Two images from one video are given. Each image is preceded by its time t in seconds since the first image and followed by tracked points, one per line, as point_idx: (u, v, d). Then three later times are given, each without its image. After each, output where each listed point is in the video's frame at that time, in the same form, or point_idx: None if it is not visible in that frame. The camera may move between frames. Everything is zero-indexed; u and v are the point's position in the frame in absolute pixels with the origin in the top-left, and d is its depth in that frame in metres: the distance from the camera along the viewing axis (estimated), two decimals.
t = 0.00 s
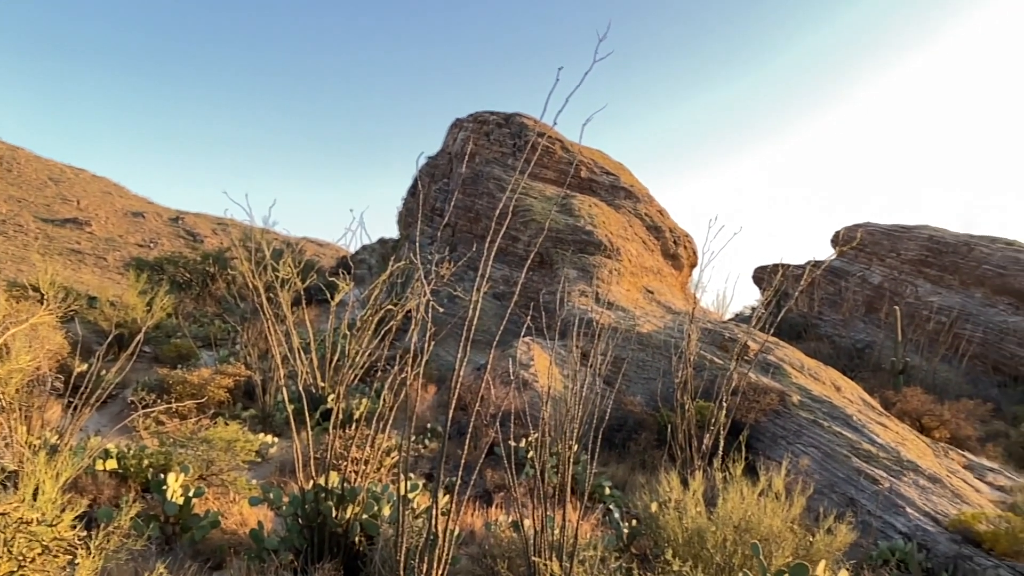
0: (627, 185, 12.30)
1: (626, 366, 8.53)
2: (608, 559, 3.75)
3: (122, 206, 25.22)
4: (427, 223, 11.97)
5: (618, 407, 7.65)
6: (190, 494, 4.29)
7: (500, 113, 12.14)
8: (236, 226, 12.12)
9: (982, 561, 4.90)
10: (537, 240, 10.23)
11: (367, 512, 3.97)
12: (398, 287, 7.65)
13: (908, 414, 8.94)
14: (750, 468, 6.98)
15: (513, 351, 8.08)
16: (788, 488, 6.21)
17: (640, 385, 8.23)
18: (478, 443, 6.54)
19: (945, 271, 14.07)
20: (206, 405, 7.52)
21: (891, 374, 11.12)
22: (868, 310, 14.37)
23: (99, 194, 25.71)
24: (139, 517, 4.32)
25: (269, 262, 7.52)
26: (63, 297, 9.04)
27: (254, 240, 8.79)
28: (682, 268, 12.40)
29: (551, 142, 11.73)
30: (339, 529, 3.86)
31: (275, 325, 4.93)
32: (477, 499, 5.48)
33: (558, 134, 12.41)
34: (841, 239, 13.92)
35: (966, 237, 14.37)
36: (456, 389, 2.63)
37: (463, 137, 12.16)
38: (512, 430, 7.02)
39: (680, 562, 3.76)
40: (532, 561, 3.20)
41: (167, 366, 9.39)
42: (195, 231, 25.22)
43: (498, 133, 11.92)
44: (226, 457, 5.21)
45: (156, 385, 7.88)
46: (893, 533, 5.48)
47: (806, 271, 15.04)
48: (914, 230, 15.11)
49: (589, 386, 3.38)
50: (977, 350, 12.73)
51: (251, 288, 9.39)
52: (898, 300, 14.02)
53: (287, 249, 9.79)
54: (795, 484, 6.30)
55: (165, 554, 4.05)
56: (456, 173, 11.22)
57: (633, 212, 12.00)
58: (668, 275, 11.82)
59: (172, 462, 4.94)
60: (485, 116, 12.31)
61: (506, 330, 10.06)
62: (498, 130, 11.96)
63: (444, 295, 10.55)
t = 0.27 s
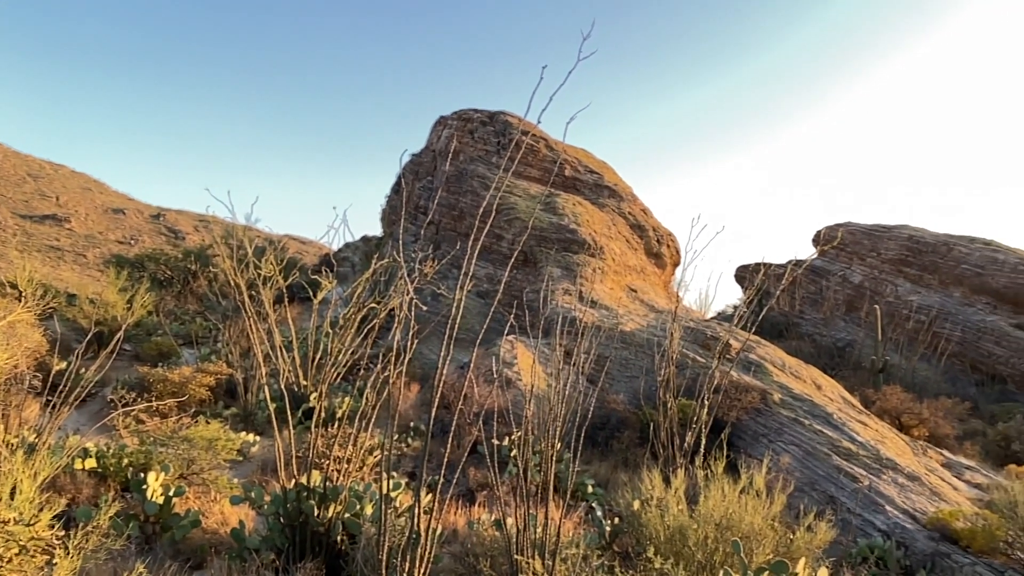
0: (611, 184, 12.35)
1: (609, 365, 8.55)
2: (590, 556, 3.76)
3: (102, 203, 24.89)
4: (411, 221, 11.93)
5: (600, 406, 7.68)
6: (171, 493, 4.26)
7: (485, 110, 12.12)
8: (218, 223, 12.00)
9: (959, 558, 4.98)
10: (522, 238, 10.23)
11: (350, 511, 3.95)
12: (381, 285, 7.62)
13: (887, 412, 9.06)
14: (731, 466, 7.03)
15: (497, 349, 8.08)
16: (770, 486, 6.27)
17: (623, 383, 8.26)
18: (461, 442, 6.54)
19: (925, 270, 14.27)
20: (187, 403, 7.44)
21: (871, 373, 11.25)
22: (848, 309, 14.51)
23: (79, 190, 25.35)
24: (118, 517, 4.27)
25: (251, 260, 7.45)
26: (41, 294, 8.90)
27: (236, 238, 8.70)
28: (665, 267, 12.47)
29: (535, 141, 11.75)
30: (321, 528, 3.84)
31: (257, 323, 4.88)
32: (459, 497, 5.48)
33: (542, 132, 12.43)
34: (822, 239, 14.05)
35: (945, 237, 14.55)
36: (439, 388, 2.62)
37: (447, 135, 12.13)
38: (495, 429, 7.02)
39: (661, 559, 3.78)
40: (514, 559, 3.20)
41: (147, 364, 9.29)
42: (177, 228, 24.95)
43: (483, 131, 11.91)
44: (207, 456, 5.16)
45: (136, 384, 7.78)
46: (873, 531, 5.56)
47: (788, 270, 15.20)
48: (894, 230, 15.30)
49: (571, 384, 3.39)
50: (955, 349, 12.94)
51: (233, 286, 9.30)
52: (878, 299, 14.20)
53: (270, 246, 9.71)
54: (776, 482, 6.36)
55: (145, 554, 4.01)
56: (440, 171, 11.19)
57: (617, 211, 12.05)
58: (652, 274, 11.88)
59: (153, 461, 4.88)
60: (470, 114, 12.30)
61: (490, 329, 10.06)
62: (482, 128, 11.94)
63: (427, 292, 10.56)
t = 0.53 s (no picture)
0: (595, 184, 12.41)
1: (592, 365, 8.58)
2: (573, 556, 3.77)
3: (83, 202, 24.57)
4: (395, 221, 11.90)
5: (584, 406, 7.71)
6: (151, 495, 4.22)
7: (470, 111, 12.13)
8: (201, 223, 11.89)
9: (938, 557, 5.05)
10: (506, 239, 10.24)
11: (332, 512, 3.92)
12: (365, 285, 7.59)
13: (869, 412, 9.15)
14: (714, 466, 7.07)
15: (481, 350, 8.08)
16: (752, 486, 6.31)
17: (607, 383, 8.29)
18: (445, 442, 6.52)
19: (905, 271, 14.45)
20: (168, 404, 7.36)
21: (853, 374, 11.36)
22: (830, 309, 14.83)
23: (59, 189, 25.00)
24: (97, 519, 4.21)
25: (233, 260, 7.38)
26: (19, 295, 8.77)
27: (218, 237, 8.62)
28: (649, 268, 12.54)
29: (520, 141, 11.78)
30: (303, 529, 3.80)
31: (239, 323, 4.82)
32: (442, 498, 5.46)
33: (527, 133, 12.48)
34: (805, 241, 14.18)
35: (926, 238, 14.73)
36: (422, 388, 2.60)
37: (432, 135, 12.12)
38: (479, 429, 7.02)
39: (643, 559, 3.80)
40: (498, 560, 3.19)
41: (128, 365, 9.18)
42: (159, 228, 24.70)
43: (467, 131, 11.91)
44: (188, 457, 5.10)
45: (117, 385, 7.69)
46: (853, 530, 5.61)
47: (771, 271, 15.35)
48: (876, 231, 15.48)
49: (554, 384, 3.38)
50: (935, 349, 13.11)
51: (215, 286, 9.22)
52: (860, 299, 14.49)
53: (252, 247, 9.64)
54: (758, 481, 6.40)
55: (125, 556, 3.96)
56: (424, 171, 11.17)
57: (601, 211, 12.11)
58: (636, 274, 11.93)
59: (133, 462, 4.82)
60: (454, 114, 12.31)
61: (474, 329, 10.05)
62: (467, 128, 11.95)
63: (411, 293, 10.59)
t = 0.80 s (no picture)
0: (581, 186, 12.46)
1: (577, 366, 8.59)
2: (557, 557, 3.76)
3: (64, 201, 24.27)
4: (380, 222, 11.88)
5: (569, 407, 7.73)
6: (132, 497, 4.16)
7: (456, 112, 12.15)
8: (185, 223, 11.78)
9: (919, 558, 5.11)
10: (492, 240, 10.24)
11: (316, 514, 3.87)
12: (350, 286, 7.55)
13: (851, 413, 9.24)
14: (698, 467, 7.11)
15: (466, 351, 8.07)
16: (736, 487, 6.34)
17: (592, 384, 8.31)
18: (430, 443, 6.50)
19: (887, 273, 14.62)
20: (151, 405, 7.28)
21: (836, 375, 11.46)
22: (813, 310, 14.97)
23: (40, 188, 24.68)
24: (77, 522, 4.14)
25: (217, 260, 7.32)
26: None
27: (202, 237, 8.55)
28: (634, 269, 12.59)
29: (506, 143, 11.81)
30: (286, 531, 3.74)
31: (222, 322, 4.76)
32: (427, 499, 5.45)
33: (513, 135, 12.53)
34: (789, 243, 14.29)
35: (908, 241, 14.90)
36: (406, 390, 2.58)
37: (417, 136, 12.12)
38: (464, 431, 7.02)
39: (627, 560, 3.81)
40: (482, 561, 3.17)
41: (110, 366, 9.07)
42: (142, 227, 24.45)
43: (453, 132, 11.93)
44: (170, 458, 5.05)
45: (98, 386, 7.60)
46: (836, 531, 5.65)
47: (755, 273, 15.48)
48: (858, 234, 15.65)
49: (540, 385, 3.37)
50: (917, 350, 13.26)
51: (199, 287, 9.14)
52: (843, 301, 14.62)
53: (237, 247, 9.57)
54: (742, 482, 6.44)
55: (105, 558, 3.90)
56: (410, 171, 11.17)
57: (587, 213, 12.15)
58: (621, 275, 11.97)
59: (115, 464, 4.75)
60: (441, 115, 12.34)
61: (459, 330, 10.05)
62: (453, 129, 11.96)
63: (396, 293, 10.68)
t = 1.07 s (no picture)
0: (566, 187, 12.50)
1: (562, 366, 8.60)
2: (541, 557, 3.76)
3: (45, 199, 23.94)
4: (365, 221, 11.85)
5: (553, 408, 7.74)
6: (113, 497, 4.12)
7: (441, 111, 12.14)
8: (168, 221, 11.67)
9: (899, 557, 5.15)
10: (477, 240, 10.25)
11: (299, 514, 3.84)
12: (334, 286, 7.51)
13: (834, 413, 9.31)
14: (681, 467, 7.14)
15: (451, 351, 8.06)
16: (718, 486, 6.38)
17: (576, 384, 8.33)
18: (413, 444, 6.48)
19: (870, 275, 14.78)
20: (132, 405, 7.20)
21: (818, 376, 11.57)
22: (796, 311, 15.09)
23: (20, 186, 24.32)
24: (56, 523, 4.09)
25: (200, 259, 7.25)
26: None
27: (184, 235, 8.47)
28: (619, 270, 12.65)
29: (491, 143, 11.83)
30: (269, 531, 3.72)
31: (204, 321, 4.71)
32: (410, 500, 5.43)
33: (499, 135, 12.55)
34: (773, 245, 14.39)
35: (890, 243, 15.07)
36: (390, 390, 2.56)
37: (403, 135, 12.10)
38: (448, 431, 7.01)
39: (610, 560, 3.83)
40: (465, 561, 3.16)
41: (90, 365, 8.97)
42: (124, 226, 24.17)
43: (439, 131, 11.92)
44: (152, 459, 4.99)
45: (79, 385, 7.51)
46: (817, 530, 5.70)
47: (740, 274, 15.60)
48: (841, 235, 15.82)
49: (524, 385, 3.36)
50: (898, 352, 13.42)
51: (182, 286, 9.06)
52: (826, 302, 14.76)
53: (220, 246, 9.50)
54: (725, 482, 6.48)
55: (85, 559, 3.86)
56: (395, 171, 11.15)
57: (572, 213, 12.19)
58: (606, 276, 12.01)
59: (95, 464, 4.70)
60: (427, 115, 12.33)
61: (444, 330, 10.03)
62: (438, 128, 11.96)
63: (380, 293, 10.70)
